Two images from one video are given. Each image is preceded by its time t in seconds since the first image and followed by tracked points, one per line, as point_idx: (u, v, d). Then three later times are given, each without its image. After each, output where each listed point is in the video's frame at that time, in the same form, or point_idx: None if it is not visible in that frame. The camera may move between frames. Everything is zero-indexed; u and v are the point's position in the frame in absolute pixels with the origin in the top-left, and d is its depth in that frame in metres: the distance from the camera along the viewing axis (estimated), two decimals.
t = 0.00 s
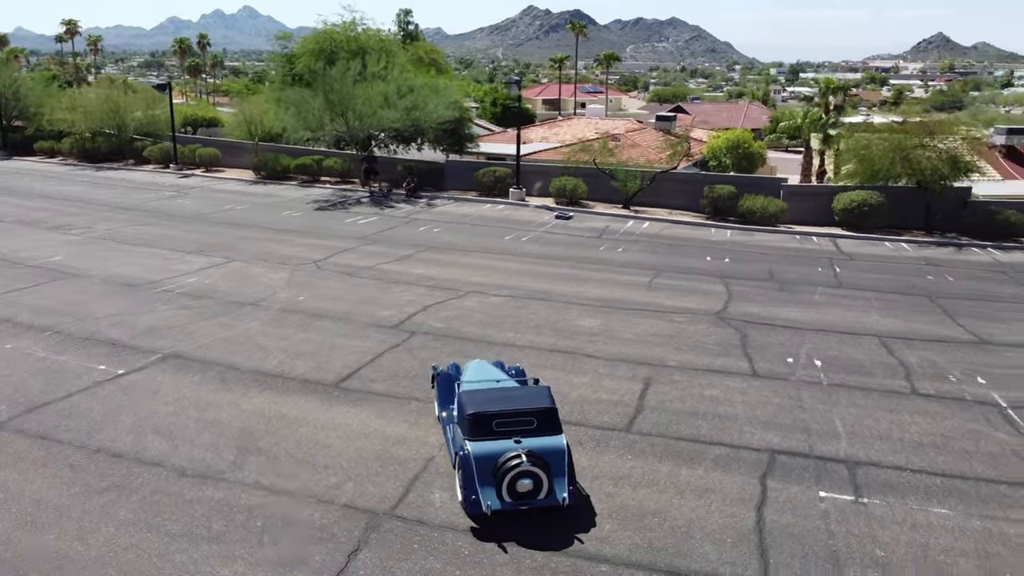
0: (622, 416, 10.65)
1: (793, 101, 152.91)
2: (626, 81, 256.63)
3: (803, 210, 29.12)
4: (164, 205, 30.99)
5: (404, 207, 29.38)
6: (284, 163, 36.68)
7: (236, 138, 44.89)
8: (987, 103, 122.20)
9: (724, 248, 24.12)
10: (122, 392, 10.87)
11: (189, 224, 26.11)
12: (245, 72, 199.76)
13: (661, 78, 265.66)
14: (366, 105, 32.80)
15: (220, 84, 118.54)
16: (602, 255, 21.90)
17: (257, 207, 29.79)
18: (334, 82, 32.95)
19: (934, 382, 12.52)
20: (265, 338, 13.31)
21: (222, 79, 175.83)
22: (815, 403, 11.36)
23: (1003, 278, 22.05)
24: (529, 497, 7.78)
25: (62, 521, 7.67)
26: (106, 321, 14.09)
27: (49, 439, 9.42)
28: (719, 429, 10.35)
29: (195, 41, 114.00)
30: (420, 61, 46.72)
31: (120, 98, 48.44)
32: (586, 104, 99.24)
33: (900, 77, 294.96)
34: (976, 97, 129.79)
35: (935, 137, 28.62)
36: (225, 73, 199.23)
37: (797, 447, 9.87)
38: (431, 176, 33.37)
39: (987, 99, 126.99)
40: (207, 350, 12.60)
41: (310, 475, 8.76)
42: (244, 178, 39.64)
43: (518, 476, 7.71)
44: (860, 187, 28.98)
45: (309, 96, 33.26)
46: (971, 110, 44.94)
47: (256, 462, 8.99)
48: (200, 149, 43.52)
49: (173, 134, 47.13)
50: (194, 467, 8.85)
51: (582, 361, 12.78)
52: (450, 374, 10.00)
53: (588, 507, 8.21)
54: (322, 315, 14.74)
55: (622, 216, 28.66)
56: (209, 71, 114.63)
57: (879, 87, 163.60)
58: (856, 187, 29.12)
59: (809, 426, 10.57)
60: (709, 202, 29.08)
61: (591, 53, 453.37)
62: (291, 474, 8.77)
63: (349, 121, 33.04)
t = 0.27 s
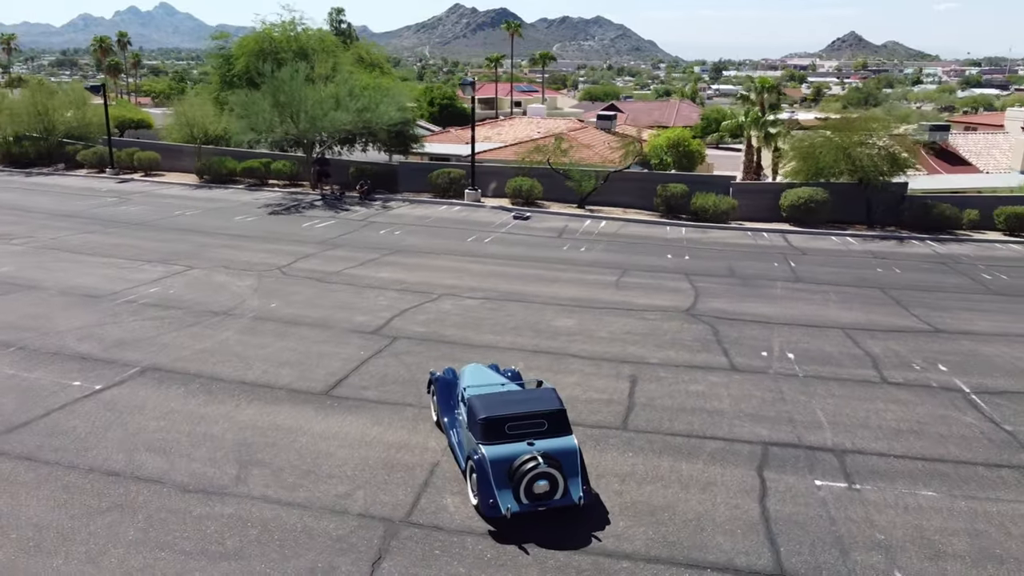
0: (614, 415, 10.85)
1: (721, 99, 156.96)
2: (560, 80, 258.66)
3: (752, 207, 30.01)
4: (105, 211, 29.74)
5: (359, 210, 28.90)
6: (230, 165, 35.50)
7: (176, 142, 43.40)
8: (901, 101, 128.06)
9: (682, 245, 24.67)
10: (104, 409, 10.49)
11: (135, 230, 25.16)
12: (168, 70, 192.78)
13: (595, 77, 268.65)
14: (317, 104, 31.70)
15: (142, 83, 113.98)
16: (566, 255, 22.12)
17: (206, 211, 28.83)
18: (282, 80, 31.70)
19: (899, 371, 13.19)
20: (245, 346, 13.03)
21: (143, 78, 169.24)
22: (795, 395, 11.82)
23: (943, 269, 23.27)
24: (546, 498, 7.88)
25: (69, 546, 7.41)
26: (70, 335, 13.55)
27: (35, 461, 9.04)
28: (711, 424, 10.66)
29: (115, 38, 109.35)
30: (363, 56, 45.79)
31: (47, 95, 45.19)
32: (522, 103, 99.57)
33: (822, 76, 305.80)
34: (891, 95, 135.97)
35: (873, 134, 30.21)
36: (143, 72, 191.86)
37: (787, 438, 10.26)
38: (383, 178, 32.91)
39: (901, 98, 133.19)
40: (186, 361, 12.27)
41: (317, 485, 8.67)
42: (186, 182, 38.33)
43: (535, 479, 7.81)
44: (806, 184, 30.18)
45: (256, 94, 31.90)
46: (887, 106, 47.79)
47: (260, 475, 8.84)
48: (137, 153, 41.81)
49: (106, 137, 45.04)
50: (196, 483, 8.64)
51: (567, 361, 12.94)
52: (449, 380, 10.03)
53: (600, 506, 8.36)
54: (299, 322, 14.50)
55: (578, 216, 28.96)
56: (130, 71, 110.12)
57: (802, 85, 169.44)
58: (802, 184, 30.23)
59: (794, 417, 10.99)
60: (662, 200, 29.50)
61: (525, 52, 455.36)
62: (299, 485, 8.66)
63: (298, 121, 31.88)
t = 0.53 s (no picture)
0: (607, 413, 11.05)
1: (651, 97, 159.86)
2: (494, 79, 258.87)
3: (704, 204, 30.77)
4: (43, 220, 28.39)
5: (315, 214, 28.24)
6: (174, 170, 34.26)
7: (112, 146, 41.62)
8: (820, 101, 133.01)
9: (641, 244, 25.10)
10: (88, 426, 10.11)
11: (80, 239, 24.14)
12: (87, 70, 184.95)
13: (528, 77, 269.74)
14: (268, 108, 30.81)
15: (60, 84, 109.01)
16: (530, 254, 22.27)
17: (153, 218, 27.76)
18: (232, 83, 30.77)
19: (866, 363, 13.84)
20: (224, 356, 12.73)
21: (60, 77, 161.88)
22: (775, 389, 12.27)
23: (887, 261, 24.44)
24: (561, 499, 8.01)
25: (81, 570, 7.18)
26: (36, 350, 12.98)
27: (25, 483, 8.68)
28: (701, 419, 10.95)
29: (25, 36, 103.74)
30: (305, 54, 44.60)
31: None
32: (456, 103, 98.67)
33: (747, 75, 314.42)
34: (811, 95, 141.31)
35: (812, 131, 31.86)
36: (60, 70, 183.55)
37: (776, 430, 10.65)
38: (336, 181, 32.22)
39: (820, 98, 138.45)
40: (166, 372, 11.92)
41: (327, 494, 8.59)
42: (126, 187, 36.80)
43: (552, 480, 7.93)
44: (754, 182, 31.15)
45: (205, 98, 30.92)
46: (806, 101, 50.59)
47: (267, 488, 8.70)
48: (70, 158, 39.99)
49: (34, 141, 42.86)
50: (201, 498, 8.45)
51: (552, 361, 13.08)
52: (449, 385, 10.06)
53: (611, 504, 8.53)
54: (275, 329, 14.23)
55: (535, 216, 29.05)
56: (43, 70, 104.73)
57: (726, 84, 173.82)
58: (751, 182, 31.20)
59: (777, 410, 11.40)
60: (617, 199, 29.88)
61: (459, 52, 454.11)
62: (307, 495, 8.55)
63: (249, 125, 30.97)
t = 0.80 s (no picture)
0: (600, 412, 11.23)
1: (584, 96, 161.55)
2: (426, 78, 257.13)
3: (656, 202, 31.37)
4: None
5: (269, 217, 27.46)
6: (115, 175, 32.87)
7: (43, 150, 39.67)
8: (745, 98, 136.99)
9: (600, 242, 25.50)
10: (74, 445, 9.74)
11: (21, 249, 23.01)
12: None
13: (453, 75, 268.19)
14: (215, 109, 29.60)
15: None
16: (494, 255, 22.38)
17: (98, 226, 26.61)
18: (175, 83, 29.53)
19: (833, 354, 14.48)
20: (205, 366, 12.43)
21: None
22: (754, 382, 12.71)
23: (835, 255, 25.51)
24: (578, 498, 8.16)
25: None
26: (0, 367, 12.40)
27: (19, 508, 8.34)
28: (691, 413, 11.27)
29: None
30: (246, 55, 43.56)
31: None
32: (391, 103, 97.69)
33: (676, 74, 321.05)
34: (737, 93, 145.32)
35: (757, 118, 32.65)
36: None
37: (762, 422, 11.04)
38: (286, 184, 31.24)
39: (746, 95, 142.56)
40: (146, 386, 11.57)
41: (339, 504, 8.53)
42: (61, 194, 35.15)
43: (568, 479, 8.08)
44: (704, 180, 31.90)
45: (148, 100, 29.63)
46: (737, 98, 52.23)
47: (276, 500, 8.59)
48: None
49: None
50: (210, 514, 8.28)
51: (536, 362, 13.22)
52: (448, 388, 10.09)
53: (621, 500, 8.72)
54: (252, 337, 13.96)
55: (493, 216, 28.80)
56: None
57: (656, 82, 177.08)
58: (701, 180, 31.95)
59: (760, 402, 11.82)
60: (573, 199, 30.13)
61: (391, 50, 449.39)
62: (319, 506, 8.48)
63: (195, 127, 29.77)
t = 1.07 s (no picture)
0: (592, 411, 11.44)
1: (518, 95, 162.14)
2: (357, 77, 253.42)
3: (610, 201, 31.81)
4: None
5: (222, 223, 26.67)
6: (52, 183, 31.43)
7: None
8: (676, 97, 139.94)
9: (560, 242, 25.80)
10: (63, 465, 9.40)
11: None
12: None
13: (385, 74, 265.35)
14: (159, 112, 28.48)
15: None
16: (458, 257, 22.42)
17: (39, 236, 25.39)
18: (116, 86, 28.35)
19: (801, 347, 15.09)
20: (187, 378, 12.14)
21: None
22: (733, 376, 13.15)
23: (784, 250, 26.48)
24: (591, 496, 8.32)
25: None
26: None
27: (15, 533, 8.00)
28: (679, 409, 11.57)
29: None
30: (186, 57, 42.31)
31: None
32: (326, 104, 96.05)
33: (606, 73, 325.21)
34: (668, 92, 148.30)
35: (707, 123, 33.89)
36: None
37: (748, 414, 11.45)
38: (234, 189, 30.32)
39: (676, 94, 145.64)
40: (128, 400, 11.23)
41: (352, 514, 8.48)
42: None
43: (581, 478, 8.24)
44: (656, 179, 32.51)
45: (87, 104, 28.40)
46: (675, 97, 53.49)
47: (287, 512, 8.50)
48: None
49: None
50: (221, 529, 8.14)
51: (520, 363, 13.36)
52: (446, 392, 10.12)
53: (628, 497, 8.93)
54: (230, 347, 13.69)
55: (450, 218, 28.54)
56: None
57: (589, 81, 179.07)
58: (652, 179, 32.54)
59: (742, 395, 12.24)
60: (529, 200, 30.14)
61: (323, 50, 441.86)
62: (331, 516, 8.43)
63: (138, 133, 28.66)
